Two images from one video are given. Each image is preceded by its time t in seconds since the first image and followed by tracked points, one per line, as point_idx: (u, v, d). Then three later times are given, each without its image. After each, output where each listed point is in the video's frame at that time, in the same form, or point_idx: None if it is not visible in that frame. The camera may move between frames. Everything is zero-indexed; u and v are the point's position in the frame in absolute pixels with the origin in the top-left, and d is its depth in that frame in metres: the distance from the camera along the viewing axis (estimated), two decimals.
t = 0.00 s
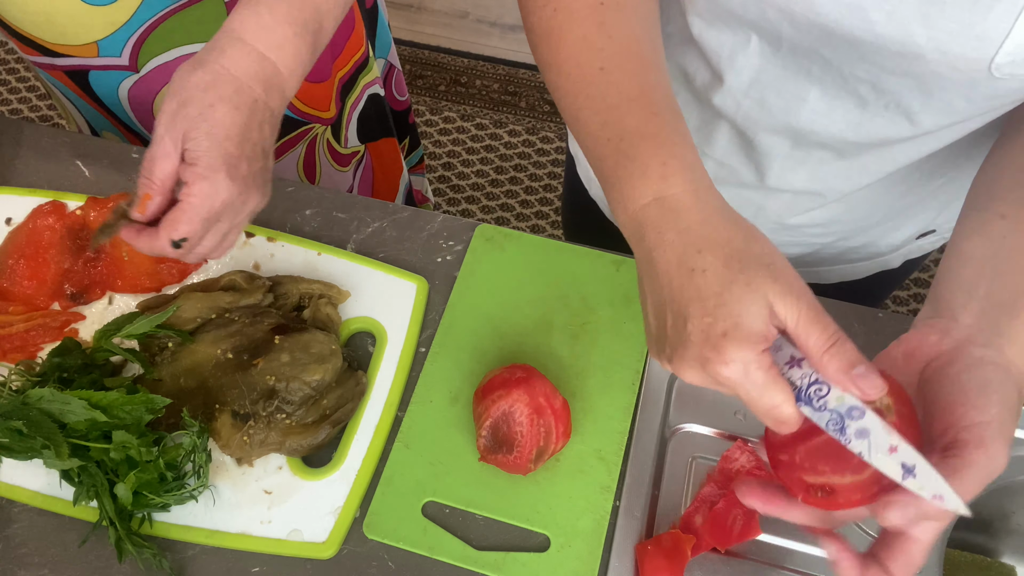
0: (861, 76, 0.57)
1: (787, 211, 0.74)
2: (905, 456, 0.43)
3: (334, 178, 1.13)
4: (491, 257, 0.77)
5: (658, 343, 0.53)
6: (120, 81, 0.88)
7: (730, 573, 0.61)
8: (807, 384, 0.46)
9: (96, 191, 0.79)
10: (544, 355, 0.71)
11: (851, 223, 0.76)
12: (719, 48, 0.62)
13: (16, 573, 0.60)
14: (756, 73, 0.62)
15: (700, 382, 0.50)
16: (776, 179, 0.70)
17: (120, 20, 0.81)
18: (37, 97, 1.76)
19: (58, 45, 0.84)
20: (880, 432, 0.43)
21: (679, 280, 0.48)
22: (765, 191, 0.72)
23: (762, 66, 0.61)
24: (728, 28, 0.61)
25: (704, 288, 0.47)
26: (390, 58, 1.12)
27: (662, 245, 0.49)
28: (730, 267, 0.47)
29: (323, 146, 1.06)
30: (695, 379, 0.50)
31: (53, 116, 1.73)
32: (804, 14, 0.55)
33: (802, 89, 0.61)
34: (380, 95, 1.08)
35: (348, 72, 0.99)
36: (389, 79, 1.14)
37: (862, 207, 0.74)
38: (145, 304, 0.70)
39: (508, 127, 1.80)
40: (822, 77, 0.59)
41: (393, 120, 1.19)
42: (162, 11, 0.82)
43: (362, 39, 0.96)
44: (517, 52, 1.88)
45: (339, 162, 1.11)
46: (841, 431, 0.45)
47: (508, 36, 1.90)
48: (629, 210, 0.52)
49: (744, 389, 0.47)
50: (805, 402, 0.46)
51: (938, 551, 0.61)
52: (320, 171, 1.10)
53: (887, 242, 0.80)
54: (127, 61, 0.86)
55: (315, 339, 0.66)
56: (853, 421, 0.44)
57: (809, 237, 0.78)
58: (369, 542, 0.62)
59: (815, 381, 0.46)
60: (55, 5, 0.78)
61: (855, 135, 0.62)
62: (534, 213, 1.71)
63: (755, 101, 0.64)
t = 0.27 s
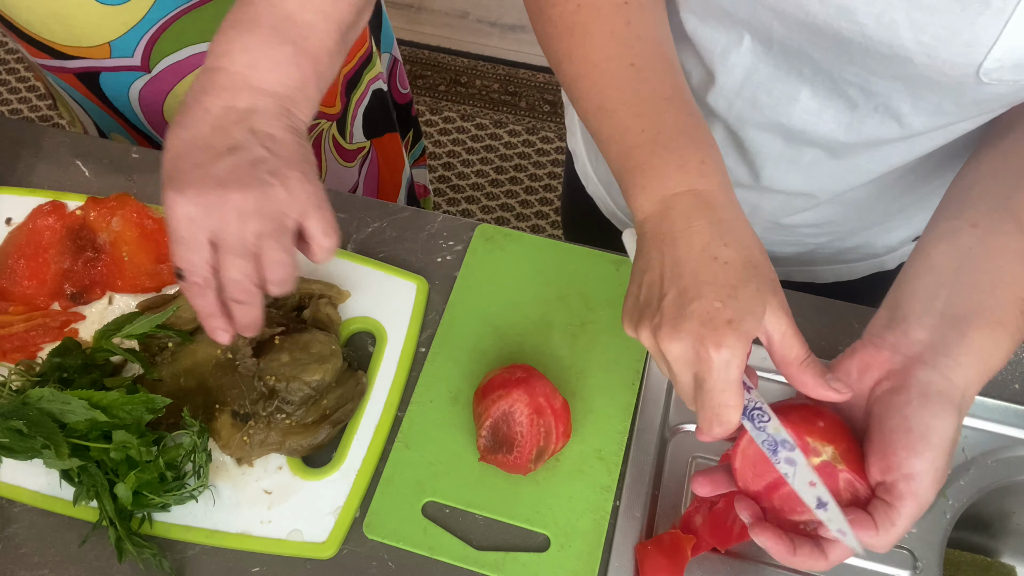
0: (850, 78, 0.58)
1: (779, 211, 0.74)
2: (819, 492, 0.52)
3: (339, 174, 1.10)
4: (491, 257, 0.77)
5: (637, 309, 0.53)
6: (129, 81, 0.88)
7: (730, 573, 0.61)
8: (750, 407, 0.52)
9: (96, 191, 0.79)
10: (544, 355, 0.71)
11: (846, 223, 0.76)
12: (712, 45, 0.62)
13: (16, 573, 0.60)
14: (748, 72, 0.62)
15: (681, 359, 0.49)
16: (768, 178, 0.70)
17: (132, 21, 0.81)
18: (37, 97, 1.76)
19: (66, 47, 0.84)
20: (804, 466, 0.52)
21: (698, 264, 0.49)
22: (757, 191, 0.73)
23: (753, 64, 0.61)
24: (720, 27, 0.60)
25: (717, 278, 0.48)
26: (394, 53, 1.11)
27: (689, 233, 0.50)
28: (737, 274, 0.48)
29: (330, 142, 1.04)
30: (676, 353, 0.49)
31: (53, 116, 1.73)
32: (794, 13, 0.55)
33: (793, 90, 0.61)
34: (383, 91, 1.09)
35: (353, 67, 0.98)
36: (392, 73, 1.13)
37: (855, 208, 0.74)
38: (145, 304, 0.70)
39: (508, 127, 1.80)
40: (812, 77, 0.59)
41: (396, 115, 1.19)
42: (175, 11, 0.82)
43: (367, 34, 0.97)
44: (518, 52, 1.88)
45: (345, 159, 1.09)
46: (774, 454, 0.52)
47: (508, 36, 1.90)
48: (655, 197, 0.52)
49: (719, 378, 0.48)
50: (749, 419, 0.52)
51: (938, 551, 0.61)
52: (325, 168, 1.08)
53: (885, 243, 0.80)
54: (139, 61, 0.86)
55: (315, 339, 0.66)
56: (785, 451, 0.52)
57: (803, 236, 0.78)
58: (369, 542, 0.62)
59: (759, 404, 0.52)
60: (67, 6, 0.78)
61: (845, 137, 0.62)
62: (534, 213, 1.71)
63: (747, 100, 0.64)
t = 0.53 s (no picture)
0: (850, 79, 0.57)
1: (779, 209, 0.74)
2: (830, 507, 0.50)
3: (344, 172, 1.12)
4: (491, 257, 0.77)
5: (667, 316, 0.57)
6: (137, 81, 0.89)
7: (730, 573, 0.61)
8: (773, 415, 0.53)
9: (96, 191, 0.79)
10: (544, 355, 0.71)
11: (846, 222, 0.76)
12: (712, 45, 0.62)
13: (16, 573, 0.60)
14: (749, 72, 0.62)
15: (702, 369, 0.53)
16: (768, 179, 0.71)
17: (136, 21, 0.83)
18: (37, 97, 1.76)
19: (73, 48, 0.83)
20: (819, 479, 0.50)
21: (720, 275, 0.53)
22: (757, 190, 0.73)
23: (753, 63, 0.61)
24: (720, 26, 0.60)
25: (729, 294, 0.52)
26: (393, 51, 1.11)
27: (717, 243, 0.53)
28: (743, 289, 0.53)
29: (335, 140, 1.06)
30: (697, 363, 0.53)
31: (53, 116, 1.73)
32: (794, 11, 0.54)
33: (793, 89, 0.61)
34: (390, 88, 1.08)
35: (356, 66, 0.99)
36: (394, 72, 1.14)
37: (855, 206, 0.74)
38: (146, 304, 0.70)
39: (508, 127, 1.80)
40: (811, 77, 0.59)
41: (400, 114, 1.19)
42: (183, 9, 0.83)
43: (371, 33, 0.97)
44: (518, 52, 1.88)
45: (350, 156, 1.11)
46: (789, 466, 0.51)
47: (508, 36, 1.90)
48: (685, 210, 0.54)
49: (736, 390, 0.52)
50: (767, 428, 0.53)
51: (938, 551, 0.61)
52: (331, 167, 1.10)
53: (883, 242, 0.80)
54: (144, 61, 0.87)
55: (315, 339, 0.66)
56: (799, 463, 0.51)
57: (803, 235, 0.78)
58: (369, 542, 0.62)
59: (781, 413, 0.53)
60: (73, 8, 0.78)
61: (845, 136, 0.62)
62: (534, 213, 1.71)
63: (748, 98, 0.64)
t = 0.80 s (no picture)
0: (857, 76, 0.57)
1: (783, 208, 0.74)
2: (839, 517, 0.50)
3: (339, 175, 1.12)
4: (491, 257, 0.77)
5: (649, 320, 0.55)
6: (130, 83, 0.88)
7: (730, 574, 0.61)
8: (768, 424, 0.52)
9: (96, 191, 0.79)
10: (544, 355, 0.71)
11: (848, 220, 0.76)
12: (716, 44, 0.62)
13: (16, 573, 0.60)
14: (753, 71, 0.62)
15: (694, 371, 0.51)
16: (773, 175, 0.70)
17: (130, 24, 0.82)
18: (37, 97, 1.76)
19: (66, 49, 0.84)
20: (824, 488, 0.50)
21: (706, 275, 0.51)
22: (761, 189, 0.72)
23: (758, 63, 0.61)
24: (725, 24, 0.60)
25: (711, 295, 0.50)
26: (395, 55, 1.11)
27: (701, 241, 0.51)
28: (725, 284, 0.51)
29: (329, 144, 1.05)
30: (690, 365, 0.50)
31: (53, 116, 1.73)
32: (801, 10, 0.55)
33: (799, 87, 0.61)
34: (386, 93, 1.08)
35: (354, 71, 0.98)
36: (394, 75, 1.13)
37: (858, 205, 0.74)
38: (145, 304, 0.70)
39: (508, 127, 1.80)
40: (817, 74, 0.59)
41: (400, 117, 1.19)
42: (173, 15, 0.82)
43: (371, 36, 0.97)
44: (518, 52, 1.88)
45: (344, 160, 1.10)
46: (791, 476, 0.51)
47: (508, 36, 1.90)
48: (668, 207, 0.53)
49: (734, 393, 0.49)
50: (765, 437, 0.52)
51: (938, 551, 0.61)
52: (326, 170, 1.09)
53: (885, 240, 0.80)
54: (136, 64, 0.86)
55: (315, 339, 0.66)
56: (803, 474, 0.51)
57: (806, 234, 0.78)
58: (369, 542, 0.62)
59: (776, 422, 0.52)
60: (63, 9, 0.79)
61: (851, 134, 0.62)
62: (534, 213, 1.71)
63: (752, 97, 0.64)
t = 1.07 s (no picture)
0: (860, 73, 0.57)
1: (786, 206, 0.75)
2: (858, 488, 0.50)
3: (341, 176, 1.13)
4: (491, 257, 0.77)
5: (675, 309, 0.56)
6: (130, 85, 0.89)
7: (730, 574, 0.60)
8: (791, 402, 0.53)
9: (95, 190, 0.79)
10: (544, 355, 0.71)
11: (851, 219, 0.76)
12: (719, 43, 0.62)
13: (16, 573, 0.60)
14: (756, 69, 0.62)
15: (715, 358, 0.52)
16: (777, 175, 0.71)
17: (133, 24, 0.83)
18: (37, 97, 1.76)
19: (66, 48, 0.83)
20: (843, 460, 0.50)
21: (719, 270, 0.53)
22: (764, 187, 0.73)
23: (761, 61, 0.61)
24: (728, 23, 0.60)
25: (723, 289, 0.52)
26: (399, 57, 1.12)
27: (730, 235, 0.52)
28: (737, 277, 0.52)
29: (331, 145, 1.07)
30: (709, 353, 0.52)
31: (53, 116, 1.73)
32: (805, 7, 0.54)
33: (802, 86, 0.61)
34: (388, 95, 1.07)
35: (356, 73, 0.99)
36: (398, 77, 1.14)
37: (860, 204, 0.74)
38: (145, 304, 0.70)
39: (508, 127, 1.80)
40: (821, 73, 0.59)
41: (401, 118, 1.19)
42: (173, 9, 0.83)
43: (372, 38, 0.97)
44: (518, 52, 1.88)
45: (346, 161, 1.11)
46: (812, 450, 0.51)
47: (508, 36, 1.90)
48: (697, 206, 0.54)
49: (755, 377, 0.50)
50: (786, 415, 0.53)
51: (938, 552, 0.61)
52: (327, 171, 1.11)
53: (887, 239, 0.80)
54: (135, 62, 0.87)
55: (315, 339, 0.66)
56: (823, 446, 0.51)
57: (808, 232, 0.78)
58: (369, 542, 0.62)
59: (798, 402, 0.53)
60: (66, 10, 0.78)
61: (855, 131, 0.62)
62: (534, 213, 1.71)
63: (755, 95, 0.64)
